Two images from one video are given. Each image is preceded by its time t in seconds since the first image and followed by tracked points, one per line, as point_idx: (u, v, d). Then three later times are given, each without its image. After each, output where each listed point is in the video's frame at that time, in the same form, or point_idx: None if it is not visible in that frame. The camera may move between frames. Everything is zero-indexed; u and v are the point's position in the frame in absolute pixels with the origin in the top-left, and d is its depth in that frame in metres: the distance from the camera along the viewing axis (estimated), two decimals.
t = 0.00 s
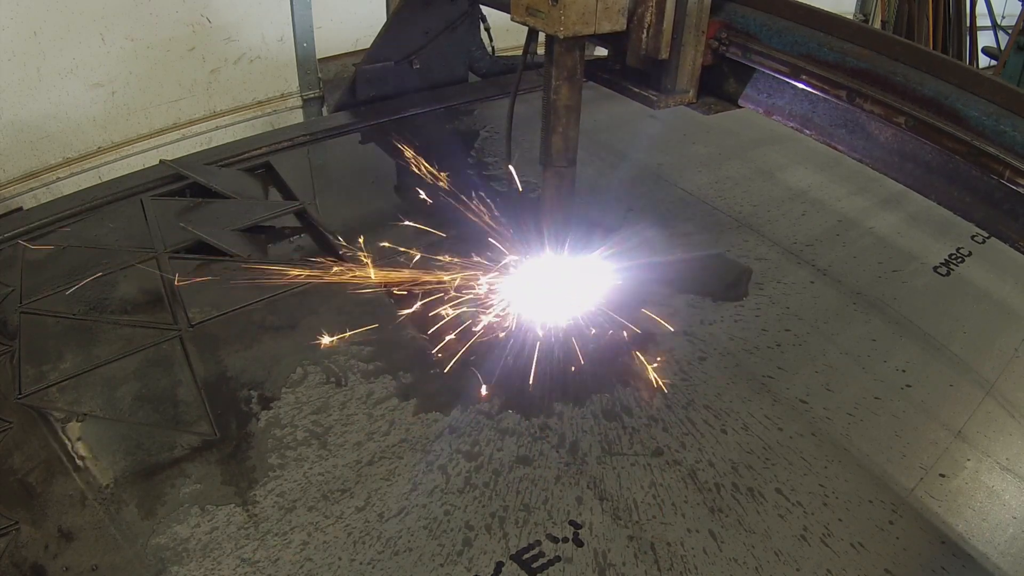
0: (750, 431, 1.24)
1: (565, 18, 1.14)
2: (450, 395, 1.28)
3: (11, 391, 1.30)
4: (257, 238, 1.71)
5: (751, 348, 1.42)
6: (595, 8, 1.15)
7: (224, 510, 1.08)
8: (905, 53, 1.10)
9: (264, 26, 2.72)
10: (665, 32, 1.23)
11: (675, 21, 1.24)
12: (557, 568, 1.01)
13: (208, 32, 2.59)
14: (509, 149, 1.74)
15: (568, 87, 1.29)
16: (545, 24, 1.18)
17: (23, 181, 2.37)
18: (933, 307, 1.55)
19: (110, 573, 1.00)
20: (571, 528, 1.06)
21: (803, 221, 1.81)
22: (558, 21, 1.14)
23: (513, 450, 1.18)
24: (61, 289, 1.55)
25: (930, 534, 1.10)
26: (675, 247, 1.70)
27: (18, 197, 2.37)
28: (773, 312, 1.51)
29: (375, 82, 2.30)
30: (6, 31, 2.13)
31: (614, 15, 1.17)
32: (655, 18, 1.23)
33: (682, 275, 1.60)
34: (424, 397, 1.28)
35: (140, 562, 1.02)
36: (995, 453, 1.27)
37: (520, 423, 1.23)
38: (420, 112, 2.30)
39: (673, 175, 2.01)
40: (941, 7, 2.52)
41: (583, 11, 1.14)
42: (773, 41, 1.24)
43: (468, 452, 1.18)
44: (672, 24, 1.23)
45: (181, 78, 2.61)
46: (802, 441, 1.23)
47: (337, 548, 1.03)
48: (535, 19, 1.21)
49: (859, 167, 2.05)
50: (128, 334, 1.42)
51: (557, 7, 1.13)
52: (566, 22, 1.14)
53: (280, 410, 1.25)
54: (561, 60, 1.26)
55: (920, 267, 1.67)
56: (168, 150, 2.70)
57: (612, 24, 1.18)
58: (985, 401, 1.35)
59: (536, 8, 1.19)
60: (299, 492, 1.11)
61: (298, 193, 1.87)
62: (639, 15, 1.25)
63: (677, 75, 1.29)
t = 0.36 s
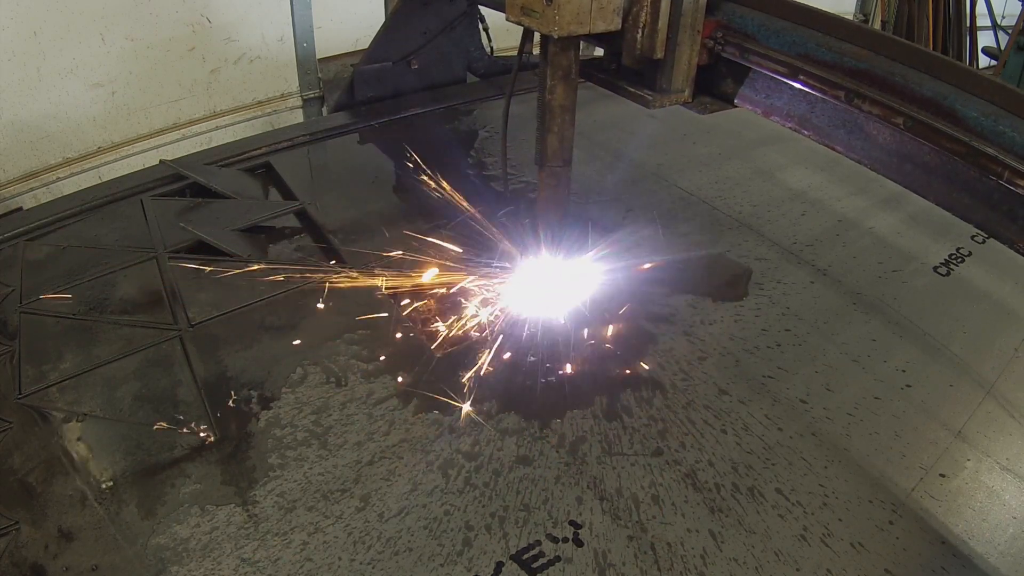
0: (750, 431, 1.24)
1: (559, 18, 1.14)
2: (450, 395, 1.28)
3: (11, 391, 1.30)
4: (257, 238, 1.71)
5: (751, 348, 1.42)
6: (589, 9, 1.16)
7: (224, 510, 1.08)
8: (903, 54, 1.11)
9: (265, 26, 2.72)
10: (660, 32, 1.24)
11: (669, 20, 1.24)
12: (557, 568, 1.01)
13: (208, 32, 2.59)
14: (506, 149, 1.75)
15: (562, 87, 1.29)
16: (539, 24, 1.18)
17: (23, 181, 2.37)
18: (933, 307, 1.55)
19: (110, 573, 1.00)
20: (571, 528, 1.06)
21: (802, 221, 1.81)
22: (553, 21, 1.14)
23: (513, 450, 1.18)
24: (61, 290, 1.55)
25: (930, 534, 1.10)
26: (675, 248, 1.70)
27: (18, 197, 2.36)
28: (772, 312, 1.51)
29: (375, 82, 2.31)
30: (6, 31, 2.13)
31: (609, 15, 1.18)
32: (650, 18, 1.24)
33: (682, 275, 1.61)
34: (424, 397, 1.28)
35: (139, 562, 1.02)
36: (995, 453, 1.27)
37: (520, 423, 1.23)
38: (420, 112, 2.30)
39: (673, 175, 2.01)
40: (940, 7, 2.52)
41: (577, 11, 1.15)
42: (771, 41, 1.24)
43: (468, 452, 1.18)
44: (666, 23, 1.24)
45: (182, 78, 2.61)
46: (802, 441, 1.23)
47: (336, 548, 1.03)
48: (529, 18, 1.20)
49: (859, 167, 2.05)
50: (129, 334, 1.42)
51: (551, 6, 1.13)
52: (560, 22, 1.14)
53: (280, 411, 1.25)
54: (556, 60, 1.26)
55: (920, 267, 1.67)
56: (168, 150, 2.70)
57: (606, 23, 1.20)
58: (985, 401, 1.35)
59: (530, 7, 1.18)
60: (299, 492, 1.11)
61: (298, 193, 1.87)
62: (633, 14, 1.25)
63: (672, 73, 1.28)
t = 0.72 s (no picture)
0: (750, 431, 1.24)
1: (553, 17, 1.13)
2: (449, 395, 1.28)
3: (11, 391, 1.30)
4: (257, 238, 1.71)
5: (751, 348, 1.42)
6: (584, 8, 1.16)
7: (224, 510, 1.08)
8: (903, 53, 1.11)
9: (264, 26, 2.72)
10: (655, 32, 1.23)
11: (665, 20, 1.23)
12: (557, 568, 1.01)
13: (208, 32, 2.58)
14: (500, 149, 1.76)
15: (557, 87, 1.29)
16: (534, 24, 1.18)
17: (23, 181, 2.37)
18: (932, 307, 1.55)
19: (110, 573, 1.00)
20: (571, 528, 1.06)
21: (802, 221, 1.81)
22: (548, 21, 1.14)
23: (513, 449, 1.18)
24: (61, 290, 1.55)
25: (930, 534, 1.10)
26: (676, 248, 1.70)
27: (18, 197, 2.36)
28: (771, 312, 1.51)
29: (375, 82, 2.31)
30: (6, 31, 2.12)
31: (603, 15, 1.18)
32: (645, 17, 1.23)
33: (683, 275, 1.61)
34: (424, 397, 1.28)
35: (139, 562, 1.02)
36: (995, 453, 1.26)
37: (520, 423, 1.23)
38: (420, 112, 2.30)
39: (673, 175, 2.01)
40: (940, 7, 2.52)
41: (571, 10, 1.15)
42: (769, 41, 1.24)
43: (468, 452, 1.18)
44: (662, 23, 1.23)
45: (182, 78, 2.61)
46: (802, 441, 1.23)
47: (336, 548, 1.03)
48: (524, 18, 1.20)
49: (858, 168, 2.06)
50: (129, 334, 1.42)
51: (546, 6, 1.13)
52: (555, 21, 1.14)
53: (280, 411, 1.25)
54: (551, 60, 1.25)
55: (920, 267, 1.67)
56: (168, 150, 2.70)
57: (600, 23, 1.20)
58: (985, 401, 1.35)
59: (525, 7, 1.18)
60: (299, 492, 1.11)
61: (298, 193, 1.87)
62: (629, 14, 1.25)
63: (667, 74, 1.29)
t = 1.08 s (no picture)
0: (751, 430, 1.24)
1: (536, 17, 1.14)
2: (450, 394, 1.29)
3: (11, 391, 1.30)
4: (257, 237, 1.71)
5: (751, 348, 1.42)
6: (567, 7, 1.16)
7: (224, 510, 1.08)
8: (900, 55, 1.10)
9: (264, 26, 2.69)
10: (640, 30, 1.24)
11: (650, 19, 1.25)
12: (557, 568, 1.01)
13: (209, 32, 2.55)
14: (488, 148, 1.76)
15: (542, 86, 1.29)
16: (517, 23, 1.19)
17: (22, 181, 2.30)
18: (932, 308, 1.55)
19: (110, 573, 1.00)
20: (571, 528, 1.06)
21: (802, 221, 1.81)
22: (531, 20, 1.15)
23: (514, 448, 1.19)
24: (60, 290, 1.55)
25: (930, 534, 1.10)
26: (677, 249, 1.69)
27: (18, 198, 2.29)
28: (772, 312, 1.51)
29: (375, 82, 2.31)
30: (5, 31, 2.08)
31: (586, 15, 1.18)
32: (630, 15, 1.25)
33: (684, 275, 1.61)
34: (424, 396, 1.28)
35: (140, 562, 1.02)
36: (995, 453, 1.26)
37: (520, 423, 1.23)
38: (420, 111, 2.31)
39: (674, 175, 2.01)
40: (938, 7, 2.51)
41: (555, 9, 1.15)
42: (762, 42, 1.25)
43: (468, 452, 1.18)
44: (645, 23, 1.24)
45: (182, 78, 2.57)
46: (803, 441, 1.23)
47: (336, 548, 1.03)
48: (508, 17, 1.21)
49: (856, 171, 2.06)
50: (129, 333, 1.42)
51: (529, 5, 1.14)
52: (537, 20, 1.14)
53: (280, 411, 1.25)
54: (535, 59, 1.26)
55: (920, 267, 1.67)
56: (168, 150, 2.64)
57: (585, 22, 1.20)
58: (985, 401, 1.35)
59: (509, 7, 1.19)
60: (300, 492, 1.11)
61: (298, 193, 1.87)
62: (613, 12, 1.27)
63: (653, 72, 1.30)
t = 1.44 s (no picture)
0: (751, 430, 1.24)
1: (499, 15, 1.16)
2: (451, 394, 1.29)
3: (11, 390, 1.30)
4: (257, 237, 1.71)
5: (751, 348, 1.42)
6: (530, 5, 1.18)
7: (224, 510, 1.08)
8: (890, 58, 1.10)
9: (263, 24, 2.58)
10: (605, 29, 1.27)
11: (614, 18, 1.27)
12: (557, 568, 1.01)
13: (209, 32, 2.46)
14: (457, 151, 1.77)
15: (508, 85, 1.30)
16: (480, 21, 1.20)
17: (22, 181, 2.24)
18: (931, 309, 1.55)
19: (110, 573, 1.00)
20: (571, 528, 1.06)
21: (802, 221, 1.81)
22: (493, 19, 1.17)
23: (514, 448, 1.19)
24: (60, 290, 1.55)
25: (929, 534, 1.09)
26: (677, 249, 1.69)
27: (19, 198, 2.23)
28: (771, 312, 1.51)
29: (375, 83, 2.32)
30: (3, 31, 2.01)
31: (550, 12, 1.19)
32: (595, 14, 1.26)
33: (685, 275, 1.61)
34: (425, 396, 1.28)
35: (140, 562, 1.02)
36: (994, 453, 1.24)
37: (520, 423, 1.23)
38: (420, 111, 2.31)
39: (674, 175, 2.02)
40: (936, 6, 2.51)
41: (518, 7, 1.17)
42: (748, 44, 1.25)
43: (468, 451, 1.18)
44: (610, 20, 1.26)
45: (181, 78, 2.47)
46: (802, 440, 1.23)
47: (336, 548, 1.03)
48: (470, 15, 1.22)
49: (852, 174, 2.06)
50: (128, 334, 1.42)
51: (492, 4, 1.16)
52: (500, 19, 1.16)
53: (280, 410, 1.25)
54: (501, 58, 1.26)
55: (920, 267, 1.67)
56: (169, 150, 2.54)
57: (549, 19, 1.21)
58: (986, 401, 1.34)
59: (471, 5, 1.21)
60: (300, 492, 1.11)
61: (299, 193, 1.87)
62: (578, 10, 1.27)
63: (621, 70, 1.32)
